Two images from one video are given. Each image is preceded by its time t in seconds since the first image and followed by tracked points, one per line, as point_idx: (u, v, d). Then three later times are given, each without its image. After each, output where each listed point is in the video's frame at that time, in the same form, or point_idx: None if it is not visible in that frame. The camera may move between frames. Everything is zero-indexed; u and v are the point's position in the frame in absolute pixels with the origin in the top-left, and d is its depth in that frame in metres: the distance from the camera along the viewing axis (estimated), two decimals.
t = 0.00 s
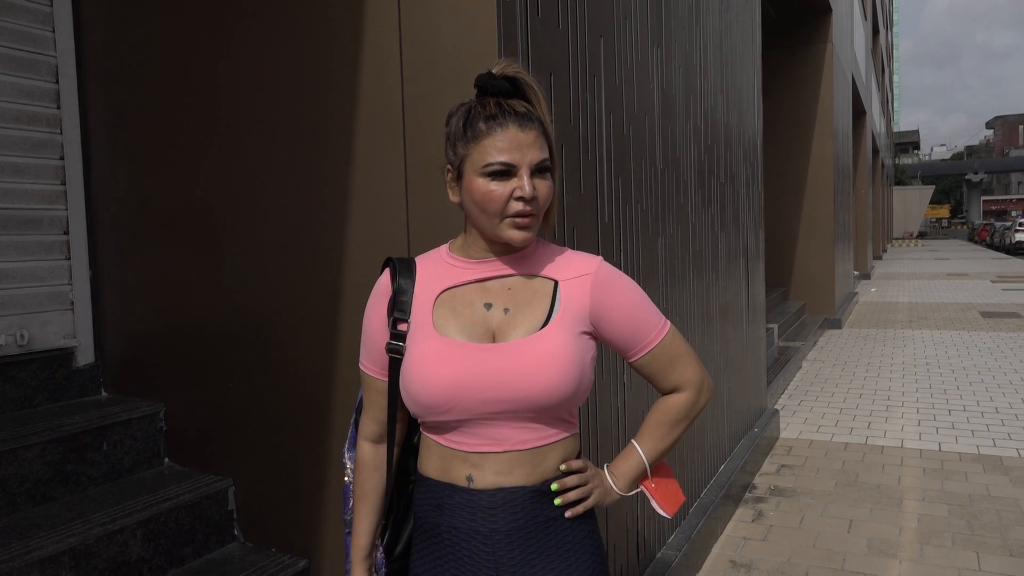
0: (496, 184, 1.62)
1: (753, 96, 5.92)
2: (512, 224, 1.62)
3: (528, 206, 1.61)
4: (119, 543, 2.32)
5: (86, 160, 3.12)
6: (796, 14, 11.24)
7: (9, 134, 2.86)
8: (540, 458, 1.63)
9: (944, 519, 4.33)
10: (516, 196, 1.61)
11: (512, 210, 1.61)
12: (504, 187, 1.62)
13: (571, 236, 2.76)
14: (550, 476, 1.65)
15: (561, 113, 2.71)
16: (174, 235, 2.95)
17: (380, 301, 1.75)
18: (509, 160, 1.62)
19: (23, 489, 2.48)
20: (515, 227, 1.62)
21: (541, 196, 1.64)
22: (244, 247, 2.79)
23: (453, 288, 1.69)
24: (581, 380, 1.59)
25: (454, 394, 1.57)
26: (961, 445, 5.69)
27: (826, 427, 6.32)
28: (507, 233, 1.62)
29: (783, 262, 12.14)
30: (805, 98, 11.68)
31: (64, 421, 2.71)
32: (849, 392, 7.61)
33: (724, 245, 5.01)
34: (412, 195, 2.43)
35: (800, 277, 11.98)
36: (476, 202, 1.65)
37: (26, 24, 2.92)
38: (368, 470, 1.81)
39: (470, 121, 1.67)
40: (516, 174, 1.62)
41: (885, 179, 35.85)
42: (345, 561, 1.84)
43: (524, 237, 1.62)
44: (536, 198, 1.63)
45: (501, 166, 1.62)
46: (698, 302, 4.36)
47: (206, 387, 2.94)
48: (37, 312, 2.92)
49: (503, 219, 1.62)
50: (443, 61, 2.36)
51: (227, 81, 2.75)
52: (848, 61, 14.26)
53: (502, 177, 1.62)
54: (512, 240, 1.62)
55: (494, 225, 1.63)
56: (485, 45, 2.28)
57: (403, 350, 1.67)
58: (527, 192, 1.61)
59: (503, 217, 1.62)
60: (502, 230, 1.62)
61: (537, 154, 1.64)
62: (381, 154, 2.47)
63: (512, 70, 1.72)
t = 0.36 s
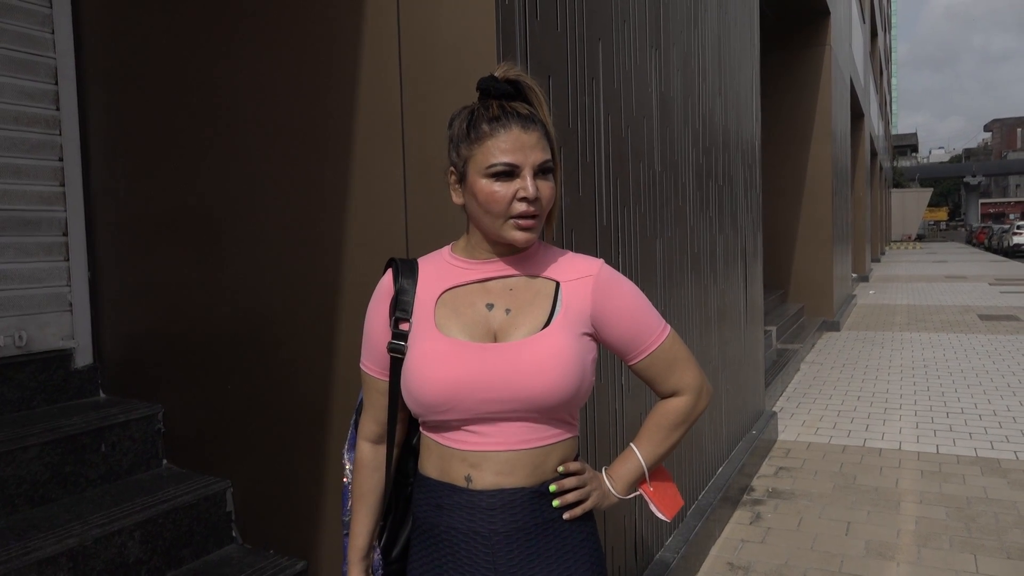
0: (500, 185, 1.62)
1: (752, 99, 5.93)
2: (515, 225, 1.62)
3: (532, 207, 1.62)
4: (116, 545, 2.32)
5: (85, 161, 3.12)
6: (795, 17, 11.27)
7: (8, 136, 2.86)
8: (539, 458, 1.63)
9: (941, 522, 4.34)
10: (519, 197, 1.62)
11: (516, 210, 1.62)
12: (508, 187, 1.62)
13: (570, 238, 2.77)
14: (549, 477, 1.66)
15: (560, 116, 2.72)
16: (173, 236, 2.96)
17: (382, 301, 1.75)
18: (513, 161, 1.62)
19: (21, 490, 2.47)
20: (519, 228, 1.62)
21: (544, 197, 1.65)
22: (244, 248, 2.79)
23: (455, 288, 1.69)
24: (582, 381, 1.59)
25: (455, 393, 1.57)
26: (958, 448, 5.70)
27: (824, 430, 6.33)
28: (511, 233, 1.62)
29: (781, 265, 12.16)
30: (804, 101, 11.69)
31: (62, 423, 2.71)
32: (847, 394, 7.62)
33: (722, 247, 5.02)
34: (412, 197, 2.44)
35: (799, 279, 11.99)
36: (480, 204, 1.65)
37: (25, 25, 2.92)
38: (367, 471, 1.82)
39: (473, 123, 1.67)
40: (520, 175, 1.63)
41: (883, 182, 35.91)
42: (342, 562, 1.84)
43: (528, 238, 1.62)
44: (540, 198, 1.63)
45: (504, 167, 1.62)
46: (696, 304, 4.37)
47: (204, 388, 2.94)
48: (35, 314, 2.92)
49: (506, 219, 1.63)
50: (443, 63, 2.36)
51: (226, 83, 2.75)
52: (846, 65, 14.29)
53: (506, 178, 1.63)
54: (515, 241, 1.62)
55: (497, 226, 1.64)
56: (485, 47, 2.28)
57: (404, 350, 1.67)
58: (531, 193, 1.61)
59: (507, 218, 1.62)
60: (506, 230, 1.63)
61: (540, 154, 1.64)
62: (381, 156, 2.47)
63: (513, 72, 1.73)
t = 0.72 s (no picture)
0: (498, 189, 1.63)
1: (751, 102, 5.93)
2: (512, 228, 1.62)
3: (529, 211, 1.62)
4: (116, 549, 2.32)
5: (85, 165, 3.13)
6: (794, 20, 11.27)
7: (8, 140, 2.86)
8: (539, 459, 1.64)
9: (942, 524, 4.33)
10: (517, 200, 1.62)
11: (513, 214, 1.62)
12: (506, 191, 1.63)
13: (569, 240, 2.77)
14: (550, 478, 1.66)
15: (559, 119, 2.72)
16: (173, 239, 2.96)
17: (380, 303, 1.75)
18: (511, 164, 1.62)
19: (21, 494, 2.47)
20: (516, 232, 1.62)
21: (542, 201, 1.65)
22: (245, 250, 2.79)
23: (453, 289, 1.70)
24: (581, 381, 1.59)
25: (453, 393, 1.57)
26: (959, 450, 5.70)
27: (824, 432, 6.33)
28: (507, 237, 1.62)
29: (781, 267, 12.16)
30: (803, 104, 11.70)
31: (62, 426, 2.71)
32: (848, 397, 7.61)
33: (721, 250, 5.02)
34: (413, 199, 2.44)
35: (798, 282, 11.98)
36: (478, 207, 1.65)
37: (25, 30, 2.93)
38: (365, 473, 1.83)
39: (472, 126, 1.68)
40: (518, 178, 1.63)
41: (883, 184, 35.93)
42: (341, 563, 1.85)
43: (524, 242, 1.63)
44: (537, 203, 1.64)
45: (502, 170, 1.63)
46: (695, 307, 4.37)
47: (204, 391, 2.94)
48: (35, 317, 2.92)
49: (504, 223, 1.62)
50: (443, 66, 2.37)
51: (226, 86, 2.76)
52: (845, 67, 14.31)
53: (504, 181, 1.63)
54: (513, 245, 1.62)
55: (494, 229, 1.64)
56: (485, 50, 2.29)
57: (402, 351, 1.67)
58: (528, 197, 1.62)
59: (504, 222, 1.62)
60: (503, 233, 1.63)
61: (539, 158, 1.65)
62: (381, 158, 2.48)
63: (513, 77, 1.74)
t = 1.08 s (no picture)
0: (507, 191, 1.62)
1: (749, 104, 5.94)
2: (521, 229, 1.62)
3: (538, 212, 1.63)
4: (115, 554, 2.32)
5: (83, 169, 3.13)
6: (792, 22, 11.29)
7: (6, 144, 2.86)
8: (539, 462, 1.63)
9: (942, 526, 4.33)
10: (527, 202, 1.63)
11: (523, 216, 1.62)
12: (515, 193, 1.63)
13: (569, 243, 2.77)
14: (550, 479, 1.66)
15: (558, 121, 2.72)
16: (172, 243, 2.96)
17: (375, 308, 1.74)
18: (520, 167, 1.63)
19: (19, 499, 2.47)
20: (524, 232, 1.63)
21: (547, 203, 1.66)
22: (244, 254, 2.79)
23: (449, 293, 1.69)
24: (577, 382, 1.60)
25: (451, 396, 1.57)
26: (958, 451, 5.70)
27: (824, 434, 6.32)
28: (517, 238, 1.62)
29: (780, 269, 12.16)
30: (802, 105, 11.71)
31: (61, 431, 2.71)
32: (847, 398, 7.61)
33: (720, 252, 5.02)
34: (411, 202, 2.44)
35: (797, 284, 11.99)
36: (485, 209, 1.64)
37: (23, 34, 2.93)
38: (363, 479, 1.81)
39: (478, 130, 1.66)
40: (527, 181, 1.64)
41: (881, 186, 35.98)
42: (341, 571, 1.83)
43: (533, 242, 1.63)
44: (545, 205, 1.65)
45: (512, 173, 1.62)
46: (695, 309, 4.37)
47: (202, 395, 2.93)
48: (33, 322, 2.92)
49: (513, 224, 1.62)
50: (441, 70, 2.37)
51: (224, 90, 2.76)
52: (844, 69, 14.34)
53: (512, 184, 1.63)
54: (522, 245, 1.62)
55: (503, 231, 1.63)
56: (483, 53, 2.29)
57: (399, 357, 1.66)
58: (537, 199, 1.63)
59: (514, 223, 1.62)
60: (512, 234, 1.63)
61: (544, 162, 1.67)
62: (380, 161, 2.48)
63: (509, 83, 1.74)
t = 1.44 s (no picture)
0: (502, 191, 1.62)
1: (748, 106, 5.95)
2: (519, 229, 1.62)
3: (534, 212, 1.63)
4: (113, 554, 2.31)
5: (82, 170, 3.12)
6: (790, 24, 11.30)
7: (5, 144, 2.85)
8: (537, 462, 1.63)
9: (940, 527, 4.33)
10: (523, 202, 1.62)
11: (519, 215, 1.62)
12: (511, 193, 1.62)
13: (568, 244, 2.78)
14: (544, 478, 1.66)
15: (557, 122, 2.73)
16: (170, 243, 2.95)
17: (374, 308, 1.74)
18: (514, 168, 1.62)
19: (17, 500, 2.46)
20: (521, 232, 1.62)
21: (544, 203, 1.66)
22: (242, 254, 2.79)
23: (448, 293, 1.69)
24: (574, 382, 1.60)
25: (450, 394, 1.56)
26: (957, 453, 5.70)
27: (822, 436, 6.32)
28: (513, 237, 1.62)
29: (778, 271, 12.18)
30: (801, 108, 11.72)
31: (58, 432, 2.70)
32: (846, 400, 7.62)
33: (719, 253, 5.03)
34: (409, 202, 2.44)
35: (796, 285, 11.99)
36: (482, 210, 1.64)
37: (22, 34, 2.93)
38: (358, 478, 1.81)
39: (473, 132, 1.66)
40: (522, 181, 1.63)
41: (879, 188, 36.05)
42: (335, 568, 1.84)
43: (529, 242, 1.63)
44: (541, 204, 1.65)
45: (506, 174, 1.62)
46: (693, 311, 4.38)
47: (201, 395, 2.93)
48: (31, 322, 2.91)
49: (509, 224, 1.62)
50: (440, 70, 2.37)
51: (223, 90, 2.76)
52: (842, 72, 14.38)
53: (507, 185, 1.63)
54: (518, 245, 1.62)
55: (500, 231, 1.63)
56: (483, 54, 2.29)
57: (398, 356, 1.65)
58: (533, 199, 1.63)
59: (510, 223, 1.62)
60: (508, 234, 1.63)
61: (539, 162, 1.66)
62: (378, 161, 2.48)
63: (506, 86, 1.74)
